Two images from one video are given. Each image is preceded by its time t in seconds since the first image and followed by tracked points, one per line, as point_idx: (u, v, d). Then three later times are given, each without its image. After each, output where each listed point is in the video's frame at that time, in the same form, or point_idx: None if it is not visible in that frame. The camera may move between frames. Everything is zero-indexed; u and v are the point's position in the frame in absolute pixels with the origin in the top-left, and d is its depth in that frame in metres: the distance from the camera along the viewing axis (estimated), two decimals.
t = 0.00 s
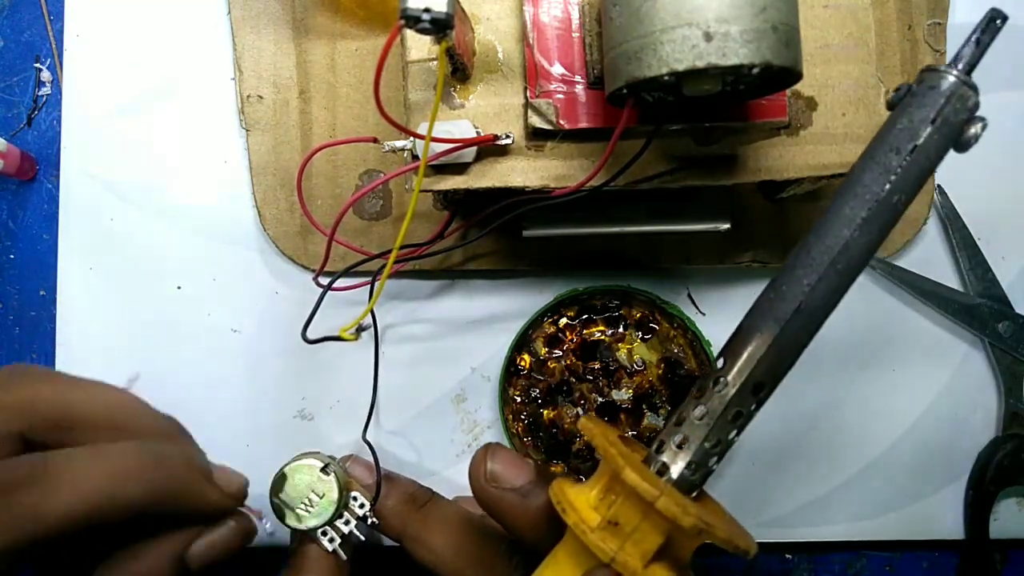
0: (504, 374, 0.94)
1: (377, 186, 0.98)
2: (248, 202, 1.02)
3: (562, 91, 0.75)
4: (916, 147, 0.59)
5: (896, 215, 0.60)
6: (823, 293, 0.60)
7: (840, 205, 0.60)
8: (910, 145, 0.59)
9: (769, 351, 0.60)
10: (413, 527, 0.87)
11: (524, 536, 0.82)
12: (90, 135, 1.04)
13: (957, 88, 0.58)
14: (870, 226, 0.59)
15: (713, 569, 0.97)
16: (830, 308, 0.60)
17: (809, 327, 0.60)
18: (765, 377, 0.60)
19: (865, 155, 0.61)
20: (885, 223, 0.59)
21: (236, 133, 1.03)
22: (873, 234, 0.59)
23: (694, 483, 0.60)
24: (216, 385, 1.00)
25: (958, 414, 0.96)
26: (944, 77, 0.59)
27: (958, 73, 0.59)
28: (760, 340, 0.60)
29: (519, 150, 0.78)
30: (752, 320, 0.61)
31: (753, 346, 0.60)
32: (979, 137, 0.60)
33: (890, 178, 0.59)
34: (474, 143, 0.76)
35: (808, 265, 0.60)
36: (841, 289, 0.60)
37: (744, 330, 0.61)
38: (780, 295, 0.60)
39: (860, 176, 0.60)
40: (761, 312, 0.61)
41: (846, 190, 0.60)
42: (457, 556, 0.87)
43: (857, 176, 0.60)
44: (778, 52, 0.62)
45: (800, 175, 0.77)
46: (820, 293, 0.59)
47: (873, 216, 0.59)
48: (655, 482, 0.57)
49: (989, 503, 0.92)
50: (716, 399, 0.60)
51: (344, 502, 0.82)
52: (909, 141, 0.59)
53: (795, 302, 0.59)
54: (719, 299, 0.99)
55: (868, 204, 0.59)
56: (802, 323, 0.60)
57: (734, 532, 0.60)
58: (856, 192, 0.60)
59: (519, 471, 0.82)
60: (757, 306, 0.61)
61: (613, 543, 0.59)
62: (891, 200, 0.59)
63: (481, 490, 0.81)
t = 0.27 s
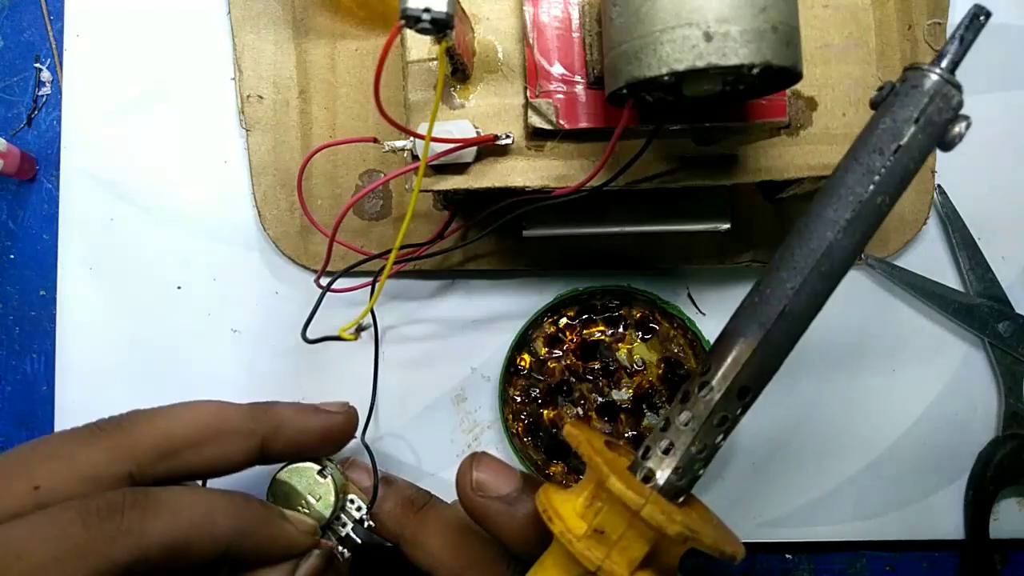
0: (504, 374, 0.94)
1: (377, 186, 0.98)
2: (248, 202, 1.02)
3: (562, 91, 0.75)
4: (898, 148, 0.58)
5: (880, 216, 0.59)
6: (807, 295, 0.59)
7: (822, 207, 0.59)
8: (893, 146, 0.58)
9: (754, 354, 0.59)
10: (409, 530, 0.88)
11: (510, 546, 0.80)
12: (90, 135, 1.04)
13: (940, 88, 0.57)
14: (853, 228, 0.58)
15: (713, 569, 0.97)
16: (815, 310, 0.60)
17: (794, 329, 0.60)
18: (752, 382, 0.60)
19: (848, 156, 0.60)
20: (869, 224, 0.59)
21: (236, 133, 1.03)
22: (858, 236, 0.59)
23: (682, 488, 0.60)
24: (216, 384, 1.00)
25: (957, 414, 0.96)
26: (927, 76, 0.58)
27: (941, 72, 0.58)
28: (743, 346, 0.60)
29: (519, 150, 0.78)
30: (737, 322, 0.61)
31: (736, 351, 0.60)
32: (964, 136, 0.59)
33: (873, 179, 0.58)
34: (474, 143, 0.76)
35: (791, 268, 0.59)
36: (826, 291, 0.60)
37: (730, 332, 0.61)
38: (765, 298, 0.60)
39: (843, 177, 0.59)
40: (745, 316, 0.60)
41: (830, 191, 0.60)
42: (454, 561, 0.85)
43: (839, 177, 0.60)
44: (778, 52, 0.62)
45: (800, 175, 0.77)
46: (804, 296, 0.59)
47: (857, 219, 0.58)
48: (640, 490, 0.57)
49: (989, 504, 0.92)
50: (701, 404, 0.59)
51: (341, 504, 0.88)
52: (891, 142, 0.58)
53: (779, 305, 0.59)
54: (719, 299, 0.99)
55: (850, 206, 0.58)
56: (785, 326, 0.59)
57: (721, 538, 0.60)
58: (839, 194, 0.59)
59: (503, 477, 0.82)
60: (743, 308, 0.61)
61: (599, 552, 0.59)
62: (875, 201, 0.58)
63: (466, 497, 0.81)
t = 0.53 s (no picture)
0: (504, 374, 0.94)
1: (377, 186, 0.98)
2: (249, 202, 1.02)
3: (562, 91, 0.75)
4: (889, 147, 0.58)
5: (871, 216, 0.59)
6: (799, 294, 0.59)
7: (813, 208, 0.59)
8: (882, 146, 0.58)
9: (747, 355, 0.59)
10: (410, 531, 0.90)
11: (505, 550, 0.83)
12: (90, 135, 1.04)
13: (929, 86, 0.57)
14: (844, 228, 0.59)
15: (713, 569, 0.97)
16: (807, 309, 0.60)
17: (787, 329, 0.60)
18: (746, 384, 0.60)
19: (837, 156, 0.60)
20: (860, 224, 0.59)
21: (237, 133, 1.03)
22: (849, 236, 0.59)
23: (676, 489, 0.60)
24: (216, 384, 1.00)
25: (957, 414, 0.96)
26: (915, 75, 0.58)
27: (929, 71, 0.58)
28: (734, 349, 0.60)
29: (519, 150, 0.78)
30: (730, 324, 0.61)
31: (728, 354, 0.60)
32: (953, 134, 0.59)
33: (864, 179, 0.58)
34: (474, 143, 0.76)
35: (784, 268, 0.59)
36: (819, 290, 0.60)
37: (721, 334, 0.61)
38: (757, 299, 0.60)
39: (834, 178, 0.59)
40: (737, 318, 0.60)
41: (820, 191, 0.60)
42: (453, 563, 0.89)
43: (831, 178, 0.59)
44: (778, 52, 0.62)
45: (800, 175, 0.77)
46: (797, 296, 0.59)
47: (848, 219, 0.58)
48: (633, 494, 0.58)
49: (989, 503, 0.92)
50: (696, 408, 0.60)
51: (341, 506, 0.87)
52: (881, 141, 0.58)
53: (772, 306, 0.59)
54: (719, 299, 0.99)
55: (841, 207, 0.58)
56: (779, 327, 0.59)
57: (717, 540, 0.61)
58: (830, 194, 0.59)
59: (498, 485, 0.85)
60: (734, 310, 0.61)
61: (591, 556, 0.60)
62: (865, 201, 0.58)
63: (461, 504, 0.84)
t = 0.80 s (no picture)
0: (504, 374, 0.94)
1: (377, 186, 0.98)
2: (248, 202, 1.02)
3: (562, 91, 0.75)
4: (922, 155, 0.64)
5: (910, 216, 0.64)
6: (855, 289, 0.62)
7: (861, 211, 0.64)
8: (916, 156, 0.64)
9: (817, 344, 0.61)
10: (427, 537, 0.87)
11: (586, 559, 0.77)
12: (89, 135, 1.04)
13: (947, 105, 0.64)
14: (890, 228, 0.63)
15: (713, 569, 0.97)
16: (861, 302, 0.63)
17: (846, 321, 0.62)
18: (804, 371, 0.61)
19: (876, 164, 0.65)
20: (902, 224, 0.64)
21: (236, 133, 1.03)
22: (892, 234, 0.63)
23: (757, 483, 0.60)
24: (215, 383, 1.00)
25: (957, 414, 0.96)
26: (934, 97, 0.65)
27: (941, 92, 0.65)
28: (810, 339, 0.61)
29: (519, 150, 0.78)
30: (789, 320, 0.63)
31: (803, 344, 0.61)
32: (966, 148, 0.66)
33: (908, 184, 0.63)
34: (474, 143, 0.76)
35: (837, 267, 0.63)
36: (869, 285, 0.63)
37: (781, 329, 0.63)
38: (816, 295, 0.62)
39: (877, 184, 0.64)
40: (801, 312, 0.62)
41: (861, 197, 0.64)
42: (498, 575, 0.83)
43: (874, 184, 0.64)
44: (778, 52, 0.62)
45: (800, 175, 0.77)
46: (855, 290, 0.62)
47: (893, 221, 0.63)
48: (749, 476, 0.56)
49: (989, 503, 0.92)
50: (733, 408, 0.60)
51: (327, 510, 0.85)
52: (916, 151, 0.64)
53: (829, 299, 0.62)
54: (719, 299, 0.99)
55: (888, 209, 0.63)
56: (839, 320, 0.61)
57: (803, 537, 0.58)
58: (874, 198, 0.64)
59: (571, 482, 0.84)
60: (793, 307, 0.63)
61: (716, 546, 0.57)
62: (905, 205, 0.63)
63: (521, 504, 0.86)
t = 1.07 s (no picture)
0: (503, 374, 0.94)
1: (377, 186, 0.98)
2: (248, 202, 1.02)
3: (562, 91, 0.75)
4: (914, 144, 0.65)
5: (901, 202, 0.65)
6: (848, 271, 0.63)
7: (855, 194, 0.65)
8: (907, 144, 0.65)
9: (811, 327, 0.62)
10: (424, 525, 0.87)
11: (586, 536, 0.77)
12: (90, 135, 1.04)
13: (937, 96, 0.66)
14: (884, 212, 0.64)
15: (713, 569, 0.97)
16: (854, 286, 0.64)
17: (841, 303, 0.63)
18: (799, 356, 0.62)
19: (868, 152, 0.66)
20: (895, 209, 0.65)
21: (236, 133, 1.03)
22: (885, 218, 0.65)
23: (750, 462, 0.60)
24: (215, 383, 1.00)
25: (957, 414, 0.96)
26: (925, 88, 0.66)
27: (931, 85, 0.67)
28: (806, 319, 0.62)
29: (519, 149, 0.78)
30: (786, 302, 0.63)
31: (800, 322, 0.62)
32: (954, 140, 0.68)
33: (900, 170, 0.65)
34: (474, 143, 0.76)
35: (832, 250, 0.63)
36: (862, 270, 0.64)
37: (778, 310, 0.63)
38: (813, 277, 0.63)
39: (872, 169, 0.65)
40: (798, 293, 0.63)
41: (855, 180, 0.65)
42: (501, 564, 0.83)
43: (867, 170, 0.65)
44: (778, 52, 0.62)
45: (800, 175, 0.77)
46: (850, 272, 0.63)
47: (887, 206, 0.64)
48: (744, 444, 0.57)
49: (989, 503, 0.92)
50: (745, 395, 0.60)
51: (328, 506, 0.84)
52: (908, 139, 0.65)
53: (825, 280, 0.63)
54: (719, 299, 0.99)
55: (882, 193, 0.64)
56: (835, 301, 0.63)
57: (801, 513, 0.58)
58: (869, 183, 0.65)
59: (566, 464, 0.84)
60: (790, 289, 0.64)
61: (712, 513, 0.57)
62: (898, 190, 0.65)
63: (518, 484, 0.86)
